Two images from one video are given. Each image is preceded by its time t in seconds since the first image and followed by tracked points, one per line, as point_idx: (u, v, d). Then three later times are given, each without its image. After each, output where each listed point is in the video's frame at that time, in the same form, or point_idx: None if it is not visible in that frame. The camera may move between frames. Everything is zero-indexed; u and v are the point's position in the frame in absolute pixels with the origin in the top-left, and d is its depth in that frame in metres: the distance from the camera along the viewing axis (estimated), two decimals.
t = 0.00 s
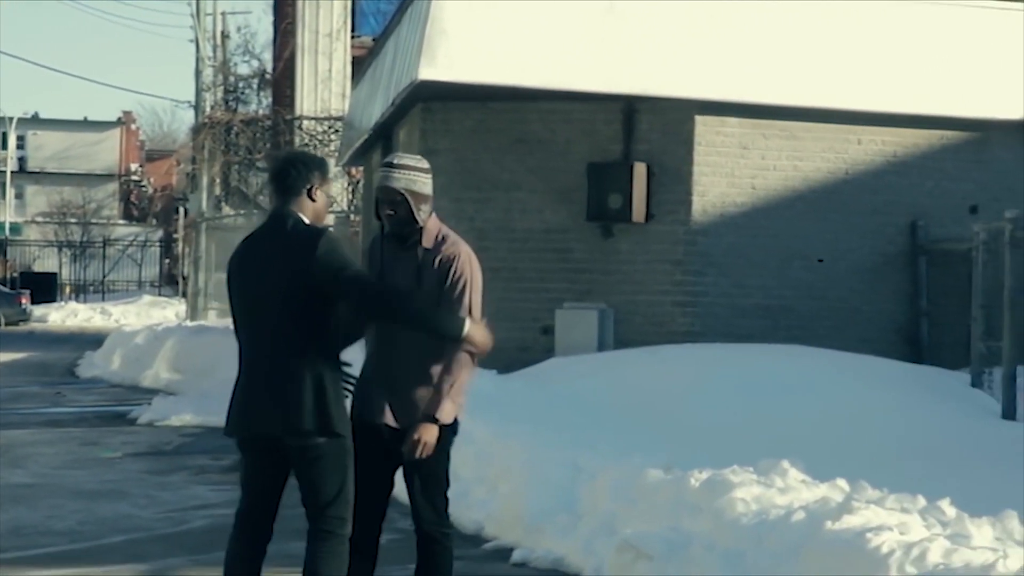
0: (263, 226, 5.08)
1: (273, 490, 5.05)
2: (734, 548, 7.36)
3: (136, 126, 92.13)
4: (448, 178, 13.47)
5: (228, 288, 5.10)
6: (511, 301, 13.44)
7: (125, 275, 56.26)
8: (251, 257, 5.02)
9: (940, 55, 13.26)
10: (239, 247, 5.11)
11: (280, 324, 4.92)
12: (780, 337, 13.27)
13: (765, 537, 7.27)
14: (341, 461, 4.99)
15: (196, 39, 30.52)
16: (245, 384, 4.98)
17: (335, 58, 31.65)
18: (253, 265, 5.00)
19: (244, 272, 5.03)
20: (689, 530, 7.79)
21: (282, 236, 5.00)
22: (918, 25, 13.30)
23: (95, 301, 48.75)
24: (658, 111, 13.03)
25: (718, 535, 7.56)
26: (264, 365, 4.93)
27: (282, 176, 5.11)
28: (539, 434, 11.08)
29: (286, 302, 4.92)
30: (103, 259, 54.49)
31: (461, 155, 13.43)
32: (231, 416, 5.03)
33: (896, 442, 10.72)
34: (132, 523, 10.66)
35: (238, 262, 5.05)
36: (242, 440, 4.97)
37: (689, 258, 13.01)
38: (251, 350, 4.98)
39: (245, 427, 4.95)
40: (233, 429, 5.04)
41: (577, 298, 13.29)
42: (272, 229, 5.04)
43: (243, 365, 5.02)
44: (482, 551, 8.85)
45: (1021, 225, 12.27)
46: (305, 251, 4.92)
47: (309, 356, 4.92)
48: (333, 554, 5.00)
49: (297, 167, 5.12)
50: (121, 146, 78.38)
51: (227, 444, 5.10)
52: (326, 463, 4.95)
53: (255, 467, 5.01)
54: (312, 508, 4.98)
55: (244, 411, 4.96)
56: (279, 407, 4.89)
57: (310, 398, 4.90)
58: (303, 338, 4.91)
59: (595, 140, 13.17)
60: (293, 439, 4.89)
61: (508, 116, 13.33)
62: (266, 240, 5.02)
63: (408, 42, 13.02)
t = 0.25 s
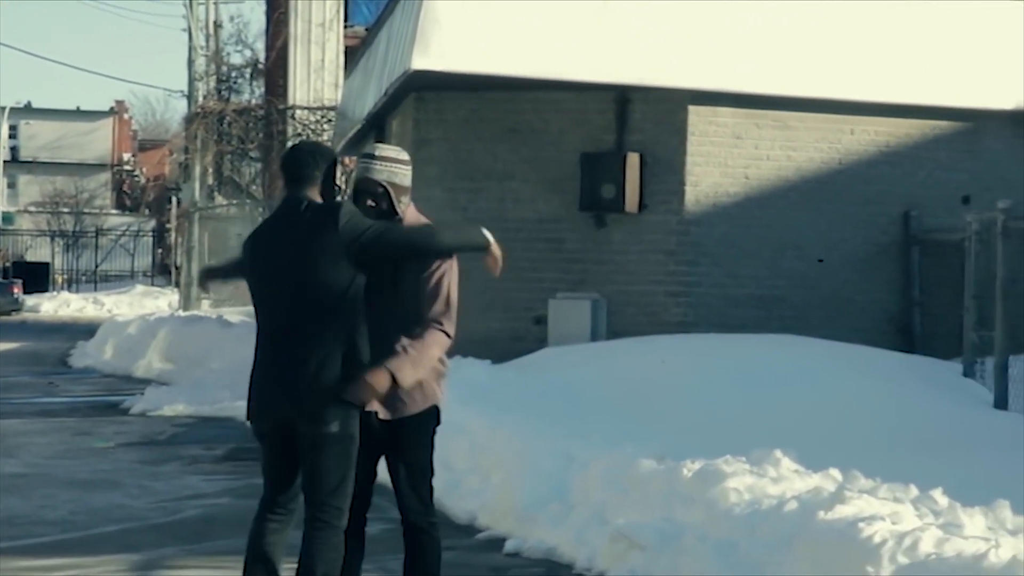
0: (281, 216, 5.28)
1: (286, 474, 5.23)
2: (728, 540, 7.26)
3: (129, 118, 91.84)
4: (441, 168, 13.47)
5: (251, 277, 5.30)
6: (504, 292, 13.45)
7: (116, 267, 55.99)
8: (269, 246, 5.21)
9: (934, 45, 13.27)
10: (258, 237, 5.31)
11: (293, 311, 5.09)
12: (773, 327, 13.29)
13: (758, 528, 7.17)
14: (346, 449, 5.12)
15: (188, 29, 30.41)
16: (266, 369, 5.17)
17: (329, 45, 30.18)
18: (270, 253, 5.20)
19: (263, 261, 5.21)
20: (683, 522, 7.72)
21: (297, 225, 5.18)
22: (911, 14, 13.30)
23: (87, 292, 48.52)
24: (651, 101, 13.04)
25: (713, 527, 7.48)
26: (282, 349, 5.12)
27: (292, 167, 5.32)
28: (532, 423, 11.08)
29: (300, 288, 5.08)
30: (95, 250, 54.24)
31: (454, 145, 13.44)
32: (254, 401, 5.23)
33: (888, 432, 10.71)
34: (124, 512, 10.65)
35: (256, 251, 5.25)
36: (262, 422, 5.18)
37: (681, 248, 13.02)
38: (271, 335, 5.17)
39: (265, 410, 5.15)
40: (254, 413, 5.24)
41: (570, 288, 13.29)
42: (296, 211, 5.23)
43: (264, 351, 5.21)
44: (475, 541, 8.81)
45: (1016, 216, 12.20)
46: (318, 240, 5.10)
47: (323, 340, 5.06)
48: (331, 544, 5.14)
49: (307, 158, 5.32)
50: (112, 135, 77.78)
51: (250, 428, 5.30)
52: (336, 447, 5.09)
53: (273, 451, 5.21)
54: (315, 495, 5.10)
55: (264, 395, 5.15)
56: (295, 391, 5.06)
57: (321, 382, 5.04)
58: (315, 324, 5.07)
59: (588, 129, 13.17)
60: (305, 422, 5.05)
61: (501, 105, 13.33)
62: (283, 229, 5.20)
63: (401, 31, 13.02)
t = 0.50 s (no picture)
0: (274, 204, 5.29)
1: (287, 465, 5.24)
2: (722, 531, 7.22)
3: (126, 111, 91.79)
4: (436, 159, 13.46)
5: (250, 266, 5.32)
6: (498, 283, 13.45)
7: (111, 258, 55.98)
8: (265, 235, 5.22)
9: (927, 36, 13.28)
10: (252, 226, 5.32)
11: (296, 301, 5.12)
12: (767, 318, 13.29)
13: (750, 518, 7.12)
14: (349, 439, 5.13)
15: (183, 20, 30.38)
16: (268, 360, 5.20)
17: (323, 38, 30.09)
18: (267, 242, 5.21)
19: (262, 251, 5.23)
20: (677, 514, 7.69)
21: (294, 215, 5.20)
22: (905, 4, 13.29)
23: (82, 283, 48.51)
24: (645, 93, 13.04)
25: (706, 518, 7.45)
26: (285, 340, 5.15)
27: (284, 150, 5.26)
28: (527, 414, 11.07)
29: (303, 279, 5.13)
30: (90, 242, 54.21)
31: (448, 137, 13.44)
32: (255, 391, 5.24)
33: (884, 425, 10.70)
34: (118, 503, 10.65)
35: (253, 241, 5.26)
36: (264, 413, 5.19)
37: (676, 240, 13.02)
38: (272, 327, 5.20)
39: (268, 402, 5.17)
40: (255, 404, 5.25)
41: (564, 279, 13.29)
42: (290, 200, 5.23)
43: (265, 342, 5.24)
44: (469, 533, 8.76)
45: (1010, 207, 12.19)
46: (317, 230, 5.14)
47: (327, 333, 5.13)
48: (330, 534, 5.13)
49: (297, 140, 5.26)
50: (109, 126, 77.68)
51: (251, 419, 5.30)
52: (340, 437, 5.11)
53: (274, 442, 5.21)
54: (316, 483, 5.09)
55: (267, 386, 5.17)
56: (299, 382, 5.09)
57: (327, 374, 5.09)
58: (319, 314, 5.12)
59: (583, 121, 13.17)
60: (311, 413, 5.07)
61: (496, 97, 13.33)
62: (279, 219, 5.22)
63: (395, 23, 13.00)
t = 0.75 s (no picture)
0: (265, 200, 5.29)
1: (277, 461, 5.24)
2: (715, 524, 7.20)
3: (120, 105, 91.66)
4: (430, 153, 13.47)
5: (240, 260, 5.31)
6: (492, 277, 13.45)
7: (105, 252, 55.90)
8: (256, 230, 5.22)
9: (920, 29, 13.28)
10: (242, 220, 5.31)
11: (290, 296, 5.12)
12: (760, 312, 13.30)
13: (743, 510, 7.11)
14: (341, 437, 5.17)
15: (176, 13, 30.33)
16: (258, 354, 5.19)
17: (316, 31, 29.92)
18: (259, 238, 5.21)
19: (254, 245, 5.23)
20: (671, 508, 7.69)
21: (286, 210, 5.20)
22: None
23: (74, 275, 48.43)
24: (639, 87, 13.03)
25: (699, 512, 7.45)
26: (277, 335, 5.15)
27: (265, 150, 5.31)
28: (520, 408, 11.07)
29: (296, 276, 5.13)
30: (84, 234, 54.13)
31: (442, 130, 13.44)
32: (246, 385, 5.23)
33: (878, 419, 10.71)
34: (112, 498, 10.64)
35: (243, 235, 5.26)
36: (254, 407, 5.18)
37: (669, 234, 13.02)
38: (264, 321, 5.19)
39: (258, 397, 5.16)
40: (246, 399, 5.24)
41: (558, 273, 13.29)
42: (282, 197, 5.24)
43: (256, 337, 5.23)
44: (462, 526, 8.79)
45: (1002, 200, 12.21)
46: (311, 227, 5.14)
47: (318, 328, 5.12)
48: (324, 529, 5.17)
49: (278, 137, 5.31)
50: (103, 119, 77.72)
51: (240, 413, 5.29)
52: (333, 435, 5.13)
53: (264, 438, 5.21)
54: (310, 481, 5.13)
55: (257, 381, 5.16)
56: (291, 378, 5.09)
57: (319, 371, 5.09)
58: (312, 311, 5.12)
59: (576, 114, 13.17)
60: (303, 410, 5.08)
61: (489, 90, 13.34)
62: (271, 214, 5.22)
63: (388, 16, 12.99)
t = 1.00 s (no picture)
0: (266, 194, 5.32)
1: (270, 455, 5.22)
2: (709, 521, 7.19)
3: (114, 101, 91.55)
4: (423, 149, 13.46)
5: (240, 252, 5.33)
6: (485, 274, 13.44)
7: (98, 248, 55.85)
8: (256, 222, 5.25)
9: (911, 25, 13.29)
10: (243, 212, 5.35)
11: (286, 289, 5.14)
12: (753, 308, 13.30)
13: (737, 507, 7.10)
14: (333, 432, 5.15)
15: (169, 9, 30.30)
16: (255, 348, 5.20)
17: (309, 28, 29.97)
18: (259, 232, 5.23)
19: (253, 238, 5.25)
20: (663, 504, 7.68)
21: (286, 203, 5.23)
22: None
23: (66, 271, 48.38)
24: (632, 83, 13.04)
25: (692, 508, 7.43)
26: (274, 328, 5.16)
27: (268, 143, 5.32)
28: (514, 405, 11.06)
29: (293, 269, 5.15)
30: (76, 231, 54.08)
31: (435, 126, 13.43)
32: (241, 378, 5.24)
33: (873, 415, 10.70)
34: (104, 495, 10.63)
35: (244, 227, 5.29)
36: (249, 401, 5.18)
37: (663, 230, 13.02)
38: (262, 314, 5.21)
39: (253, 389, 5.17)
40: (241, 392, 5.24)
41: (551, 269, 13.29)
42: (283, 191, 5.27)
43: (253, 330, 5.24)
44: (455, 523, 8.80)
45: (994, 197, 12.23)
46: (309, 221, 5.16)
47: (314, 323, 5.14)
48: (314, 525, 5.14)
49: (280, 132, 5.31)
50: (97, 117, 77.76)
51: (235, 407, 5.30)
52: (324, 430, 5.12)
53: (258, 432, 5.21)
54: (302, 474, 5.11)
55: (253, 374, 5.17)
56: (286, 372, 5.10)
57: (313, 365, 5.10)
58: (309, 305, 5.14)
59: (569, 111, 13.16)
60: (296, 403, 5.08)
61: (482, 87, 13.33)
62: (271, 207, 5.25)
63: (382, 13, 12.98)
